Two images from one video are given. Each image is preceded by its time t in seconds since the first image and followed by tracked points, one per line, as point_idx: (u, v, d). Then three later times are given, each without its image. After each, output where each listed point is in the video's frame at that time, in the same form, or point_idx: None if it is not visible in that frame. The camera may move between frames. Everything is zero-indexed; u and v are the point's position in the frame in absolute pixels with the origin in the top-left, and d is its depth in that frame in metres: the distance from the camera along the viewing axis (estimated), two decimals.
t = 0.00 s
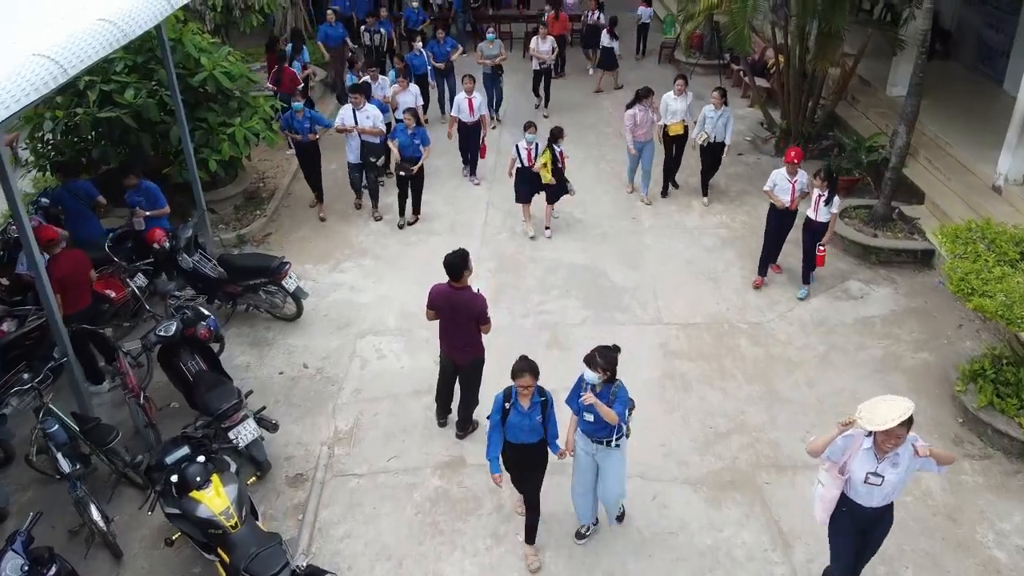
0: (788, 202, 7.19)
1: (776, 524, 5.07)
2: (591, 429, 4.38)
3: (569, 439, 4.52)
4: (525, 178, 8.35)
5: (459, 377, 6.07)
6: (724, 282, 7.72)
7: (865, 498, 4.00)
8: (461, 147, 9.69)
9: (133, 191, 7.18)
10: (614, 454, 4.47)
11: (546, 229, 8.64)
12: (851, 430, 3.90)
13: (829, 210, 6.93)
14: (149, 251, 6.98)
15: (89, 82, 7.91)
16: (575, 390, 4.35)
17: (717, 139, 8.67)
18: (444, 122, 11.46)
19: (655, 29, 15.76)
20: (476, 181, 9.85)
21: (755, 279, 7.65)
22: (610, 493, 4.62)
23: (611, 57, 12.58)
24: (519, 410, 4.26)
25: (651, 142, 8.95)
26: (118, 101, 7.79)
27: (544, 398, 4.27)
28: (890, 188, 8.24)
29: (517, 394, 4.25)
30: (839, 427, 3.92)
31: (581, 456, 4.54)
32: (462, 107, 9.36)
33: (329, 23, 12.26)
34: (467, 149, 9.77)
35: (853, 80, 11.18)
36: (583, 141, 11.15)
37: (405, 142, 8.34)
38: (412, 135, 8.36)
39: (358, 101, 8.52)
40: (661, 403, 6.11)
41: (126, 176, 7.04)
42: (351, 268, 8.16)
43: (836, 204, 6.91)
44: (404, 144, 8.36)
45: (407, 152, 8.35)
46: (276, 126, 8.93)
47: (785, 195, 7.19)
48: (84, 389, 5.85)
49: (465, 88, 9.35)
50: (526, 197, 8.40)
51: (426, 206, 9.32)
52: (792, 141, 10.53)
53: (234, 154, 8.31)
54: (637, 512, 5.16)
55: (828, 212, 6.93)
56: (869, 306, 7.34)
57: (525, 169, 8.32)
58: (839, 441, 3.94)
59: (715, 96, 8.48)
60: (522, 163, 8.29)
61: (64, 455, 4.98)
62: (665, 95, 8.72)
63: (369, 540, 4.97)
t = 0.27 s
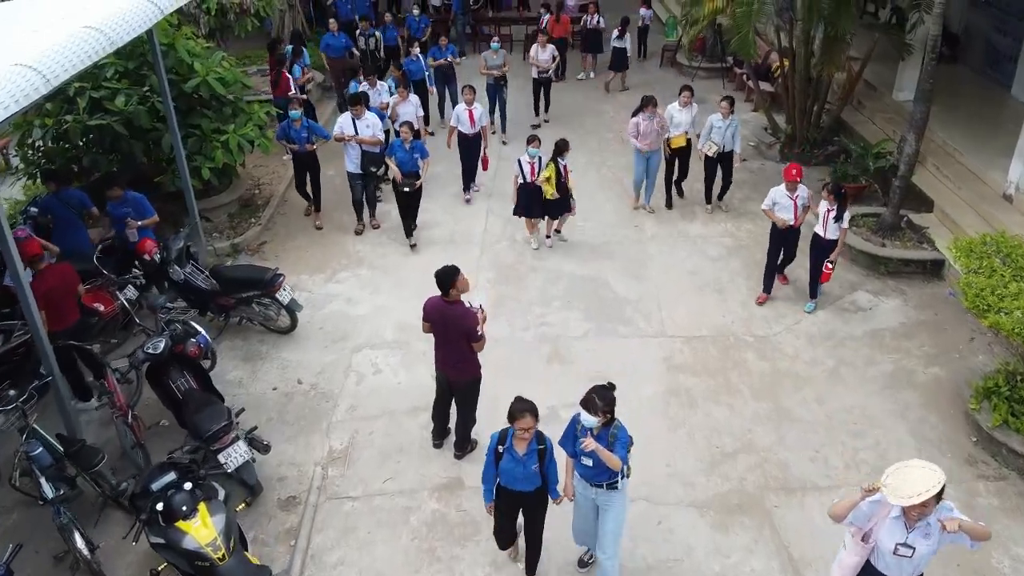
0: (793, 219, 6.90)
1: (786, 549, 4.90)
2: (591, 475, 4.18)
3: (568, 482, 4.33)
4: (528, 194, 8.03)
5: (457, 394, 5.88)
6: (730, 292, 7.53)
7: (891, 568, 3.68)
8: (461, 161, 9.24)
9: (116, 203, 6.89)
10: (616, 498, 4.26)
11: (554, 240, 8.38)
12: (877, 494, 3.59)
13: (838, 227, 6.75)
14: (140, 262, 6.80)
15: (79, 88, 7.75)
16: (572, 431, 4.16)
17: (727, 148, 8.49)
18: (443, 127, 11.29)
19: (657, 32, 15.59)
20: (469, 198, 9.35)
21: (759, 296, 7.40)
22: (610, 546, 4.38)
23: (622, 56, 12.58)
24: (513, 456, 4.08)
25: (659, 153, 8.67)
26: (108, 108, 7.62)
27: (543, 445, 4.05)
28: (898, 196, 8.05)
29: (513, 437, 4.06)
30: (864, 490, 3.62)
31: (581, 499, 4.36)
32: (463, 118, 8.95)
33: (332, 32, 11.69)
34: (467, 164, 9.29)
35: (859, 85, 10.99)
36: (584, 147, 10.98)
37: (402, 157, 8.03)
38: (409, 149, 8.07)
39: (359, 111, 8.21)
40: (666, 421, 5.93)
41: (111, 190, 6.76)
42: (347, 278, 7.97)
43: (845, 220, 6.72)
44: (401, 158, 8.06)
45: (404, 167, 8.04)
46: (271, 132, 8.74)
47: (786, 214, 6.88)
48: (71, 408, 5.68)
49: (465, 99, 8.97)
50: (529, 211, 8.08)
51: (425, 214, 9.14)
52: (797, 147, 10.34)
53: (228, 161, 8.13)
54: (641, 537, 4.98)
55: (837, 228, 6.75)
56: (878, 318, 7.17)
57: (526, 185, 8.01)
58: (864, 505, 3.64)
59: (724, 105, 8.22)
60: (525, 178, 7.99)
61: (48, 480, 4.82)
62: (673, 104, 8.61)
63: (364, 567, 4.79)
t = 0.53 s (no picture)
0: (797, 234, 6.66)
1: None
2: (596, 533, 3.90)
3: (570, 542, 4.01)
4: (534, 218, 7.51)
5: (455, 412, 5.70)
6: (735, 304, 7.35)
7: None
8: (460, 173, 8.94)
9: (87, 216, 6.60)
10: (622, 561, 3.99)
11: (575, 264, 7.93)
12: (910, 558, 3.34)
13: (845, 243, 6.52)
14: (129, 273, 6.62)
15: (69, 94, 7.60)
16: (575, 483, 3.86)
17: (736, 163, 8.17)
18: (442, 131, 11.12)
19: (658, 34, 15.42)
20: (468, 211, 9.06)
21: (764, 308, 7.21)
22: None
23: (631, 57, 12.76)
24: (496, 509, 3.88)
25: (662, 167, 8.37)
26: (98, 115, 7.45)
27: (528, 502, 3.81)
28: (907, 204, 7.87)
29: (496, 492, 3.85)
30: (895, 553, 3.38)
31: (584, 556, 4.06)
32: (461, 131, 8.69)
33: (333, 35, 11.55)
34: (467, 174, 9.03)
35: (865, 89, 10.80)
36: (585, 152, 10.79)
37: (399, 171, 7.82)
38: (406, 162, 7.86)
39: (354, 124, 7.90)
40: (670, 439, 5.74)
41: (81, 203, 6.47)
42: (343, 288, 7.78)
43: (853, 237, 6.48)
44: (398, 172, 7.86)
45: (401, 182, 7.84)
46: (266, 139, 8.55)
47: (789, 230, 6.67)
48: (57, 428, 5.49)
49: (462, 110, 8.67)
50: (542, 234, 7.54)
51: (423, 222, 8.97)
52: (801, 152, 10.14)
53: (221, 169, 7.94)
54: (646, 564, 4.80)
55: (844, 244, 6.52)
56: (887, 331, 6.99)
57: (530, 209, 7.49)
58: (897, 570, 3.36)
59: (736, 119, 7.86)
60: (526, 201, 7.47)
61: (29, 505, 4.65)
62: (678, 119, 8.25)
63: None
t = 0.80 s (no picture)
0: (804, 256, 6.31)
1: None
2: None
3: None
4: (536, 238, 7.21)
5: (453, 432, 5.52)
6: (741, 316, 7.17)
7: None
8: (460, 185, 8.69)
9: (54, 230, 6.43)
10: None
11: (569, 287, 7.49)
12: None
13: (862, 266, 6.18)
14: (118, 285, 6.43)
15: (58, 101, 7.41)
16: (579, 543, 3.70)
17: (753, 177, 7.95)
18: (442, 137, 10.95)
19: (662, 37, 15.25)
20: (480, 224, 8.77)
21: (772, 321, 7.04)
22: None
23: (637, 57, 12.73)
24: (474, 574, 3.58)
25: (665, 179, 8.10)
26: (87, 123, 7.27)
27: (503, 562, 3.53)
28: (917, 213, 7.70)
29: (469, 552, 3.58)
30: None
31: None
32: (460, 144, 8.35)
33: (337, 39, 11.37)
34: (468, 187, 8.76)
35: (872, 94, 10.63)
36: (587, 159, 10.63)
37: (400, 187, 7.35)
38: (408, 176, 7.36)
39: (347, 137, 7.62)
40: (675, 460, 5.56)
41: (46, 217, 6.28)
42: (339, 300, 7.60)
43: (870, 260, 6.15)
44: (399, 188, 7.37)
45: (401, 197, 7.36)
46: (261, 146, 8.37)
47: (796, 250, 6.31)
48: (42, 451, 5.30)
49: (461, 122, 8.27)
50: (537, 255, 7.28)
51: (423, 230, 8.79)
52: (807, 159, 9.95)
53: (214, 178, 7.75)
54: None
55: (860, 267, 6.20)
56: (897, 345, 6.82)
57: (533, 229, 7.16)
58: None
59: (753, 130, 7.71)
60: (529, 221, 7.12)
61: (10, 535, 4.47)
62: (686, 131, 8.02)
63: None
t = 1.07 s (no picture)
0: (818, 274, 6.10)
1: None
2: None
3: None
4: (540, 265, 6.71)
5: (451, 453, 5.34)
6: (748, 329, 6.99)
7: None
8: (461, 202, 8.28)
9: (30, 245, 6.25)
10: None
11: (569, 313, 7.09)
12: None
13: (883, 287, 5.89)
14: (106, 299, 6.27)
15: (47, 108, 7.24)
16: None
17: (764, 192, 7.43)
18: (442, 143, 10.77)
19: (665, 39, 15.08)
20: (480, 241, 8.46)
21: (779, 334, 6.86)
22: None
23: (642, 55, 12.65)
24: None
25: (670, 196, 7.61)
26: (77, 131, 7.10)
27: None
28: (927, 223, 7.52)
29: None
30: None
31: None
32: (463, 159, 7.88)
33: (338, 43, 11.24)
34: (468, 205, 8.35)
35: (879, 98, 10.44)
36: (589, 164, 10.45)
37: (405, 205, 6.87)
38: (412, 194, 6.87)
39: (345, 149, 7.39)
40: (680, 481, 5.39)
41: (20, 231, 6.09)
42: (335, 311, 7.41)
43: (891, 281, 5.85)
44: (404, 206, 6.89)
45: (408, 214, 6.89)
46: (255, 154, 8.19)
47: (810, 267, 6.13)
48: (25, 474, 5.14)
49: (466, 136, 7.81)
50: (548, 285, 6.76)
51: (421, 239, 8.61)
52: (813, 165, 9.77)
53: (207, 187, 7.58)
54: None
55: (881, 289, 5.90)
56: (908, 359, 6.64)
57: (538, 254, 6.66)
58: None
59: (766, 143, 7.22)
60: (532, 245, 6.63)
61: None
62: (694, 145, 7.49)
63: None
